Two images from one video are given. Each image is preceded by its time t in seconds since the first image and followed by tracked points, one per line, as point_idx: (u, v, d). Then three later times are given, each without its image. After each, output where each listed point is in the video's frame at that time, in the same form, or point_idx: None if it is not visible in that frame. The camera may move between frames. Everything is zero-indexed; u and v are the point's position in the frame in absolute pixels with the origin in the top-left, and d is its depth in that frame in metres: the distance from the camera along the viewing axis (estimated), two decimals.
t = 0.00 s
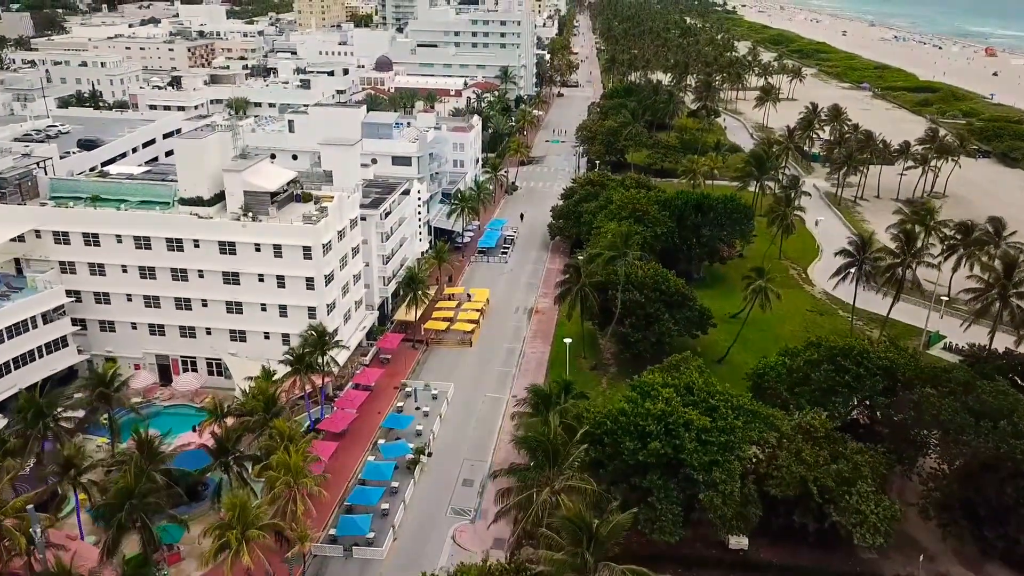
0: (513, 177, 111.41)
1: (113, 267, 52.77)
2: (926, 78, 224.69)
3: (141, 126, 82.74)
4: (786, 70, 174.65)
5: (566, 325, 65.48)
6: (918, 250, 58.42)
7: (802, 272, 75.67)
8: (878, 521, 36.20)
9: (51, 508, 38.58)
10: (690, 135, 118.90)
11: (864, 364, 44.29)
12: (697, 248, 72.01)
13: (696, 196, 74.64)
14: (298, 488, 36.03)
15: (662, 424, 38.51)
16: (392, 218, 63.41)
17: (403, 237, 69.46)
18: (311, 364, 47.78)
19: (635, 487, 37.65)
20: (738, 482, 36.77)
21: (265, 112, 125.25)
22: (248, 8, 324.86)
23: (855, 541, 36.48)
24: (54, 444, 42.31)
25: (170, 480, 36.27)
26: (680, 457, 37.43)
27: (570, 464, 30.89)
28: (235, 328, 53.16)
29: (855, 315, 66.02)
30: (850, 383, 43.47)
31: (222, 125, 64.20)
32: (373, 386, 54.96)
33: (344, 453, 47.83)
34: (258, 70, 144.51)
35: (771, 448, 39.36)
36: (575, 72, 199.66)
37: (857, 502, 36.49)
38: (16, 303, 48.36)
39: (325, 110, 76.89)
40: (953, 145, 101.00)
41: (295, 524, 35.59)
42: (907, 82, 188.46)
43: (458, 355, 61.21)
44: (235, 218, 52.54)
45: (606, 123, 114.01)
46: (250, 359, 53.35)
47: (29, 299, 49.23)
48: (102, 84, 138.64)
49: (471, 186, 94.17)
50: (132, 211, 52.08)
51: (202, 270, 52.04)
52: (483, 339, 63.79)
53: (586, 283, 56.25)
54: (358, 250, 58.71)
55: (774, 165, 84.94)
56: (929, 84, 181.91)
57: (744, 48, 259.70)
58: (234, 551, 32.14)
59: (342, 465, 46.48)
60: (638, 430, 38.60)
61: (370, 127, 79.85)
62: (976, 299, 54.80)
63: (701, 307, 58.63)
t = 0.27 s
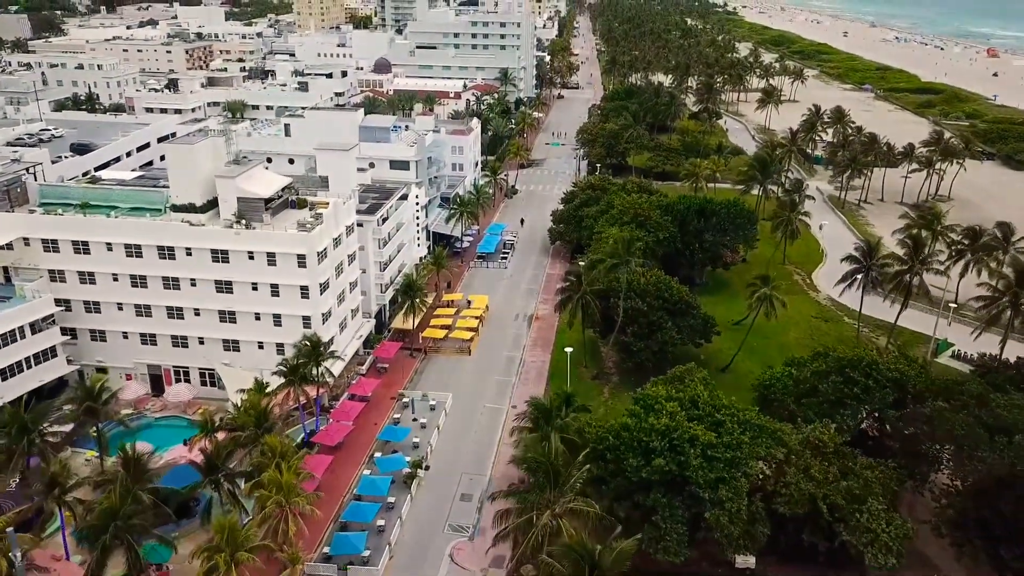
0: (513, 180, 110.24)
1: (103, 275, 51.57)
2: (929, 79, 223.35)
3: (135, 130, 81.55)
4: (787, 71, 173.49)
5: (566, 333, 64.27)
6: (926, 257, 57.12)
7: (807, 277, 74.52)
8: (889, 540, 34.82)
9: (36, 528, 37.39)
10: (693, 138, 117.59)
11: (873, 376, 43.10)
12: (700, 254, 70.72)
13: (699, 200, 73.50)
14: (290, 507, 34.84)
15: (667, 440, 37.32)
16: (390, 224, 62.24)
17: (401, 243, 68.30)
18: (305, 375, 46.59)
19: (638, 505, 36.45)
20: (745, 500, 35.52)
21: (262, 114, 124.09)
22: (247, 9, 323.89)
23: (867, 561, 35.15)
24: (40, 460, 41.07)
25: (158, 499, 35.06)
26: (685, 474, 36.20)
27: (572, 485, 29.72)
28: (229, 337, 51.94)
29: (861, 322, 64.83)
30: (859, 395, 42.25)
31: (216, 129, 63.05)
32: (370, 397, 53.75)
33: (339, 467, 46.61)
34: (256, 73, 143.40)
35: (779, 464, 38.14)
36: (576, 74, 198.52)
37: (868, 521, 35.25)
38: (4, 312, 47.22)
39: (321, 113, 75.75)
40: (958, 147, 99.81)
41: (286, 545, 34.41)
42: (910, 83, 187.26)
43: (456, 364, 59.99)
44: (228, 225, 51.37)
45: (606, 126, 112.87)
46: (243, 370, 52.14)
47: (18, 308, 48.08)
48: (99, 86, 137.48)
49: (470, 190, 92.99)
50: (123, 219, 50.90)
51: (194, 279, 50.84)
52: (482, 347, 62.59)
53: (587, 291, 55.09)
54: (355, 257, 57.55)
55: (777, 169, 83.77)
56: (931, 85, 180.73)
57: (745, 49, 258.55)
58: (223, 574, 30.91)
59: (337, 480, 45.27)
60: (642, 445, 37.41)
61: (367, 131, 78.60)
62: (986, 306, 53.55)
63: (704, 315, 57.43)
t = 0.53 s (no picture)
0: (513, 183, 109.08)
1: (93, 284, 50.37)
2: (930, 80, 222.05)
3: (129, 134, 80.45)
4: (789, 73, 172.34)
5: (567, 341, 63.03)
6: (934, 263, 55.73)
7: (811, 283, 73.33)
8: (903, 561, 33.22)
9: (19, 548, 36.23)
10: (694, 140, 116.38)
11: (882, 389, 41.91)
12: (703, 259, 69.17)
13: (702, 205, 72.33)
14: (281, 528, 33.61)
15: (671, 457, 36.14)
16: (387, 230, 61.04)
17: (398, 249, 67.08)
18: (299, 388, 45.40)
19: (642, 524, 35.24)
20: (752, 520, 34.24)
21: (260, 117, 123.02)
22: (246, 11, 323.22)
23: None
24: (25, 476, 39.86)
25: (143, 519, 33.80)
26: (690, 493, 34.93)
27: (573, 509, 28.63)
28: (221, 347, 50.72)
29: (867, 330, 63.63)
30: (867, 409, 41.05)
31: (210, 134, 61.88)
32: (366, 408, 52.53)
33: (334, 481, 45.36)
34: (253, 75, 142.36)
35: (786, 482, 36.90)
36: (576, 76, 197.41)
37: (879, 541, 33.89)
38: None
39: (318, 117, 74.62)
40: (963, 150, 98.63)
41: (277, 568, 33.17)
42: (912, 85, 186.09)
43: (455, 373, 58.77)
44: (221, 232, 50.19)
45: (607, 129, 111.73)
46: (236, 381, 50.93)
47: (8, 318, 46.97)
48: (95, 89, 136.41)
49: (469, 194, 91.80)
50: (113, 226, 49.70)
51: (186, 288, 49.65)
52: (481, 355, 61.38)
53: (588, 299, 53.93)
54: (351, 265, 56.34)
55: (781, 173, 82.59)
56: (934, 86, 179.56)
57: (746, 50, 257.47)
58: None
59: (331, 495, 44.06)
60: (645, 463, 36.24)
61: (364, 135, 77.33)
62: (996, 314, 52.23)
63: (708, 323, 56.22)
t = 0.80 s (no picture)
0: (512, 186, 107.91)
1: (81, 293, 49.10)
2: (933, 81, 220.72)
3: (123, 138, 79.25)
4: (791, 74, 171.13)
5: (567, 349, 61.83)
6: (943, 270, 54.51)
7: (815, 288, 72.11)
8: None
9: None
10: (696, 142, 115.13)
11: (892, 404, 40.65)
12: (705, 265, 68.15)
13: (705, 210, 71.11)
14: (270, 551, 32.28)
15: (675, 475, 34.91)
16: (383, 236, 59.78)
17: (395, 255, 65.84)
18: (291, 401, 44.12)
19: (646, 545, 34.06)
20: (760, 540, 32.91)
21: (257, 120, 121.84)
22: (245, 12, 322.57)
23: None
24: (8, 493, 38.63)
25: (127, 542, 32.55)
26: (695, 513, 33.62)
27: (573, 534, 27.63)
28: (213, 358, 49.43)
29: (874, 337, 62.46)
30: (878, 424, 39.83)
31: (203, 138, 60.67)
32: (361, 421, 51.26)
33: (327, 497, 44.11)
34: (251, 77, 141.28)
35: (794, 500, 35.66)
36: (576, 78, 196.40)
37: (892, 562, 32.55)
38: None
39: (314, 120, 73.44)
40: (968, 153, 97.38)
41: None
42: (915, 86, 184.86)
43: (452, 383, 57.48)
44: (212, 240, 48.93)
45: (607, 131, 110.54)
46: (228, 392, 49.66)
47: None
48: (91, 91, 135.27)
49: (468, 198, 90.60)
50: (101, 234, 48.43)
51: (176, 297, 48.37)
52: (480, 364, 60.10)
53: (589, 307, 52.68)
54: (346, 272, 55.08)
55: (784, 176, 81.36)
56: (936, 87, 178.33)
57: (748, 51, 256.23)
58: None
59: (325, 512, 42.80)
60: (649, 481, 35.05)
61: (361, 139, 76.14)
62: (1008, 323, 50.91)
63: (711, 332, 54.96)
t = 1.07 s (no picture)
0: (511, 190, 106.66)
1: (67, 303, 47.79)
2: (935, 82, 219.50)
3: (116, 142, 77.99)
4: (793, 76, 169.86)
5: (567, 358, 60.52)
6: (953, 278, 53.21)
7: (820, 295, 70.83)
8: None
9: None
10: (698, 145, 113.84)
11: (903, 419, 39.33)
12: (708, 272, 66.87)
13: (708, 215, 69.82)
14: None
15: (679, 496, 33.61)
16: (379, 243, 58.50)
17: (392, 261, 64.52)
18: (283, 415, 42.80)
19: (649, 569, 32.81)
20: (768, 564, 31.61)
21: (254, 123, 120.60)
22: (244, 14, 321.41)
23: None
24: None
25: (109, 567, 31.22)
26: (700, 535, 32.32)
27: (573, 565, 27.19)
28: (203, 370, 48.12)
29: (881, 346, 61.20)
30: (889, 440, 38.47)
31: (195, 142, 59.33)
32: (356, 433, 49.94)
33: (320, 513, 42.82)
34: (248, 80, 140.02)
35: (803, 521, 34.35)
36: (576, 79, 195.14)
37: None
38: None
39: (309, 124, 72.15)
40: (974, 155, 96.09)
41: None
42: (917, 87, 183.55)
43: (450, 393, 56.14)
44: (202, 249, 47.64)
45: (608, 133, 109.23)
46: (218, 405, 48.35)
47: None
48: (87, 94, 134.02)
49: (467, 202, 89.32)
50: (87, 243, 47.11)
51: (164, 307, 47.06)
52: (478, 373, 58.77)
53: (589, 317, 51.34)
54: (340, 281, 53.78)
55: (788, 180, 80.05)
56: (939, 89, 177.05)
57: (748, 52, 254.99)
58: None
59: (317, 530, 41.48)
60: (652, 502, 33.76)
61: (358, 142, 74.79)
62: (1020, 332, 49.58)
63: (715, 341, 53.67)
